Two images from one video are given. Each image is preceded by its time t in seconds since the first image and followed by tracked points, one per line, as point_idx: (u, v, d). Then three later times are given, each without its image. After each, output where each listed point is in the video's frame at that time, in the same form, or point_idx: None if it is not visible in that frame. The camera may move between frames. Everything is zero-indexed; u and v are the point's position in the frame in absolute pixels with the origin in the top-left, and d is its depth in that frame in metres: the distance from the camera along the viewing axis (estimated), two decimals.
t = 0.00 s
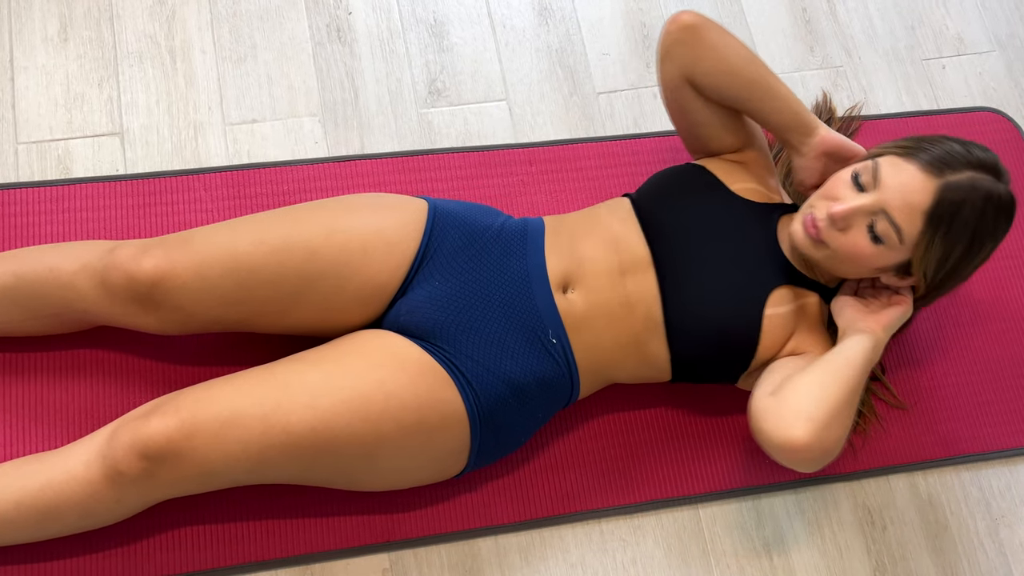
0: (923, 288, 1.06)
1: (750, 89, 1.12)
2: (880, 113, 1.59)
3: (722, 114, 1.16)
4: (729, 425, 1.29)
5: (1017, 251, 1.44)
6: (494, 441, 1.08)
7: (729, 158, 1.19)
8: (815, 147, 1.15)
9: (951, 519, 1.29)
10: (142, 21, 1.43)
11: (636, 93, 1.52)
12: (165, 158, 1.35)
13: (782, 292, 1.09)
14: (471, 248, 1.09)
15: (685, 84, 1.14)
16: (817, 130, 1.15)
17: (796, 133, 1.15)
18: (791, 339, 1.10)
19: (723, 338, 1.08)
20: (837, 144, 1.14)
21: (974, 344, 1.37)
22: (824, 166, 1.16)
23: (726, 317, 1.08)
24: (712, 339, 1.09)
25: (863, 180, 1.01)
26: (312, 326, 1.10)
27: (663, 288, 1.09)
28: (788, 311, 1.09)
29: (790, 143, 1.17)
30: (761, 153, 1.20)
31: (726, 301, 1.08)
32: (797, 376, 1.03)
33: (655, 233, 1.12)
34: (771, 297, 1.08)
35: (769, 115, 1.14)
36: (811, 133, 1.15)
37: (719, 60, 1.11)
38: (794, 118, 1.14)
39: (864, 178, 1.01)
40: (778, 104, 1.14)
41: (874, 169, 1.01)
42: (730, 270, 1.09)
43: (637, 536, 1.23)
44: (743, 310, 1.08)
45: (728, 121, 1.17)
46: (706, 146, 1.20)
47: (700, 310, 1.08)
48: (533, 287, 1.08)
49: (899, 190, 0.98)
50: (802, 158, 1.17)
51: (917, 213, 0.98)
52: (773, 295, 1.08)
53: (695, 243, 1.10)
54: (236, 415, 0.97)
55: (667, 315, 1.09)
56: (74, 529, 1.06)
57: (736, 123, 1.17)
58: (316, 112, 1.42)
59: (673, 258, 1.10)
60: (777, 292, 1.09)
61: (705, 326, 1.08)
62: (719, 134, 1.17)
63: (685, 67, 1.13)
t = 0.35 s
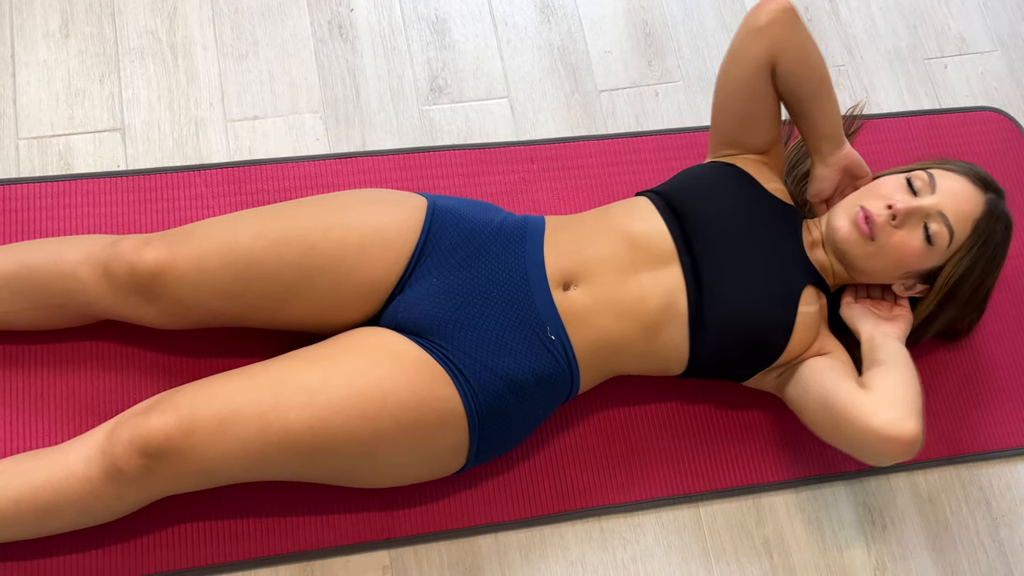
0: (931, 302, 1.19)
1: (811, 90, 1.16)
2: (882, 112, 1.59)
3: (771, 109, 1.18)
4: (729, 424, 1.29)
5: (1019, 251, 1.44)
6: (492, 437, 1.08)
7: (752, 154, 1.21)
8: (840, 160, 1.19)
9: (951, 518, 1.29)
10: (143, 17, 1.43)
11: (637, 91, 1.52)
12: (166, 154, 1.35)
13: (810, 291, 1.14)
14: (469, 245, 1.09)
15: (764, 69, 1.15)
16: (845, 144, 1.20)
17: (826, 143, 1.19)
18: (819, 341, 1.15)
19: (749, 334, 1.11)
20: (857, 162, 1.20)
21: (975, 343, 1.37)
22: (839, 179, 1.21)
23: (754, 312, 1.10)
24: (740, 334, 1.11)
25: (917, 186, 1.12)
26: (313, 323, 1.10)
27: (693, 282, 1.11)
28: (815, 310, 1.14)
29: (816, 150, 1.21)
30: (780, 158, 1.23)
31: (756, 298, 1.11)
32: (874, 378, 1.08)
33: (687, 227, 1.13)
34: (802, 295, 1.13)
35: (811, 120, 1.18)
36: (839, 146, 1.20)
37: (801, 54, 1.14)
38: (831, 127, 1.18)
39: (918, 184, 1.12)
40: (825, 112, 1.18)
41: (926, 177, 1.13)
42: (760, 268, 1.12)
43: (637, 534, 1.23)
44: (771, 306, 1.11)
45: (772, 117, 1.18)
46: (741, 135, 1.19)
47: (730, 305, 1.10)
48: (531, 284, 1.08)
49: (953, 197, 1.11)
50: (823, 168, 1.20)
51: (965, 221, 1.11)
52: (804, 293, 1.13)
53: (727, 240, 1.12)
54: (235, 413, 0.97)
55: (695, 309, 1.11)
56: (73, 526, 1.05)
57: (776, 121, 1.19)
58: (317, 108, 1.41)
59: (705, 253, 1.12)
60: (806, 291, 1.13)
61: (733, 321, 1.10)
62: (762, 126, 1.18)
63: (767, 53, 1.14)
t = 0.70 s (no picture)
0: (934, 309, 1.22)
1: (840, 94, 1.17)
2: (888, 111, 1.59)
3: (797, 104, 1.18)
4: (733, 421, 1.30)
5: None
6: (497, 431, 1.08)
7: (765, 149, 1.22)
8: (848, 164, 1.21)
9: (954, 517, 1.30)
10: (151, 9, 1.43)
11: (644, 88, 1.52)
12: (173, 146, 1.35)
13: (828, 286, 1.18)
14: (474, 240, 1.09)
15: (807, 62, 1.15)
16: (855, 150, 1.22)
17: (839, 145, 1.20)
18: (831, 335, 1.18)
19: (763, 322, 1.12)
20: (858, 170, 1.23)
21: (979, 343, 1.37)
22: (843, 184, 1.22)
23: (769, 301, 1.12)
24: (757, 324, 1.12)
25: (931, 189, 1.15)
26: (320, 315, 1.11)
27: (712, 268, 1.11)
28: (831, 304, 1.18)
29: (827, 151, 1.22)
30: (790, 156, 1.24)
31: (777, 291, 1.13)
32: (910, 350, 1.11)
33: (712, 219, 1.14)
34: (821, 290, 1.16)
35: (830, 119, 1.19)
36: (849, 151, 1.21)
37: (842, 54, 1.15)
38: (846, 130, 1.20)
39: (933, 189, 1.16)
40: (844, 114, 1.19)
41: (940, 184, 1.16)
42: (782, 262, 1.14)
43: (640, 530, 1.23)
44: (791, 300, 1.13)
45: (796, 113, 1.19)
46: (762, 124, 1.19)
47: (752, 298, 1.12)
48: (536, 279, 1.08)
49: (966, 202, 1.15)
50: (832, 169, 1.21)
51: (975, 226, 1.15)
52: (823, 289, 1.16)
53: (750, 233, 1.14)
54: (241, 404, 0.97)
55: (717, 301, 1.11)
56: (77, 516, 1.06)
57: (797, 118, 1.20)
58: (324, 101, 1.42)
59: (729, 246, 1.13)
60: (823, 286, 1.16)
61: (751, 312, 1.12)
62: (784, 119, 1.19)
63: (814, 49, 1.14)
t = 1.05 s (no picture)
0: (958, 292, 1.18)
1: (837, 81, 1.17)
2: (904, 109, 1.58)
3: (796, 97, 1.19)
4: (745, 414, 1.30)
5: None
6: (511, 418, 1.09)
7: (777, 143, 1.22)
8: (861, 150, 1.21)
9: (963, 515, 1.30)
10: None
11: (661, 81, 1.52)
12: (191, 130, 1.36)
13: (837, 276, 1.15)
14: (492, 227, 1.10)
15: (791, 56, 1.15)
16: (865, 135, 1.21)
17: (847, 133, 1.20)
18: (842, 326, 1.15)
19: (773, 313, 1.11)
20: (879, 154, 1.21)
21: (992, 342, 1.37)
22: (861, 171, 1.22)
23: (778, 292, 1.11)
24: (762, 316, 1.12)
25: (937, 174, 1.12)
26: (336, 300, 1.11)
27: (717, 259, 1.12)
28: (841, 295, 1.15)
29: (837, 141, 1.21)
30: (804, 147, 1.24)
31: (782, 282, 1.12)
32: (877, 331, 1.11)
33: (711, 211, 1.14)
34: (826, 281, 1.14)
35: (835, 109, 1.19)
36: (860, 136, 1.21)
37: (833, 43, 1.15)
38: (852, 118, 1.20)
39: (938, 173, 1.12)
40: (847, 101, 1.19)
41: (947, 167, 1.12)
42: (786, 252, 1.13)
43: (650, 521, 1.24)
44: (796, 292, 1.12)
45: (797, 106, 1.19)
46: (766, 121, 1.20)
47: (755, 289, 1.11)
48: (554, 267, 1.08)
49: (973, 184, 1.10)
50: (844, 158, 1.21)
51: (988, 208, 1.10)
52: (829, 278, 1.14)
53: (753, 224, 1.13)
54: (257, 385, 0.98)
55: (721, 293, 1.11)
56: (91, 494, 1.06)
57: (802, 110, 1.20)
58: (342, 89, 1.42)
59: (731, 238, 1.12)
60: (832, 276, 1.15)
61: (754, 304, 1.11)
62: (789, 113, 1.19)
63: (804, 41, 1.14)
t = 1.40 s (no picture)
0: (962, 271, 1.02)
1: (762, 86, 1.10)
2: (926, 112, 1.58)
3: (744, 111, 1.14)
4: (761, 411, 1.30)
5: None
6: (529, 408, 1.09)
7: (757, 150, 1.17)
8: (841, 132, 1.12)
9: (976, 519, 1.30)
10: None
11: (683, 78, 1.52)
12: (214, 114, 1.36)
13: (804, 271, 1.06)
14: (516, 215, 1.10)
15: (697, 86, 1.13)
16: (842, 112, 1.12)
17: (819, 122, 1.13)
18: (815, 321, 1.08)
19: (744, 320, 1.06)
20: (865, 125, 1.10)
21: (1008, 347, 1.37)
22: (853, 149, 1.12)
23: (749, 297, 1.06)
24: (732, 319, 1.07)
25: (879, 156, 0.99)
26: (356, 286, 1.12)
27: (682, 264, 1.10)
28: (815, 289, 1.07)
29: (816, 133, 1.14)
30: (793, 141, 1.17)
31: (749, 281, 1.06)
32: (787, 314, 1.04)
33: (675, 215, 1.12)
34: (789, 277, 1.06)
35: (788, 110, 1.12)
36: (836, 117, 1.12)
37: (746, 54, 1.10)
38: (812, 108, 1.12)
39: (878, 156, 0.99)
40: (794, 96, 1.11)
41: (887, 146, 0.99)
42: (754, 249, 1.07)
43: (663, 516, 1.24)
44: (766, 291, 1.05)
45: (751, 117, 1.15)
46: (729, 143, 1.19)
47: (723, 292, 1.07)
48: (577, 257, 1.08)
49: (911, 164, 0.96)
50: (830, 145, 1.13)
51: (929, 188, 0.95)
52: (795, 274, 1.06)
53: (717, 223, 1.08)
54: (277, 366, 0.98)
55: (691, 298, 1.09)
56: (108, 471, 1.07)
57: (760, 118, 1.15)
58: (365, 77, 1.42)
59: (694, 240, 1.09)
60: (802, 270, 1.06)
61: (723, 307, 1.07)
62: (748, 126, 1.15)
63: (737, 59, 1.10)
